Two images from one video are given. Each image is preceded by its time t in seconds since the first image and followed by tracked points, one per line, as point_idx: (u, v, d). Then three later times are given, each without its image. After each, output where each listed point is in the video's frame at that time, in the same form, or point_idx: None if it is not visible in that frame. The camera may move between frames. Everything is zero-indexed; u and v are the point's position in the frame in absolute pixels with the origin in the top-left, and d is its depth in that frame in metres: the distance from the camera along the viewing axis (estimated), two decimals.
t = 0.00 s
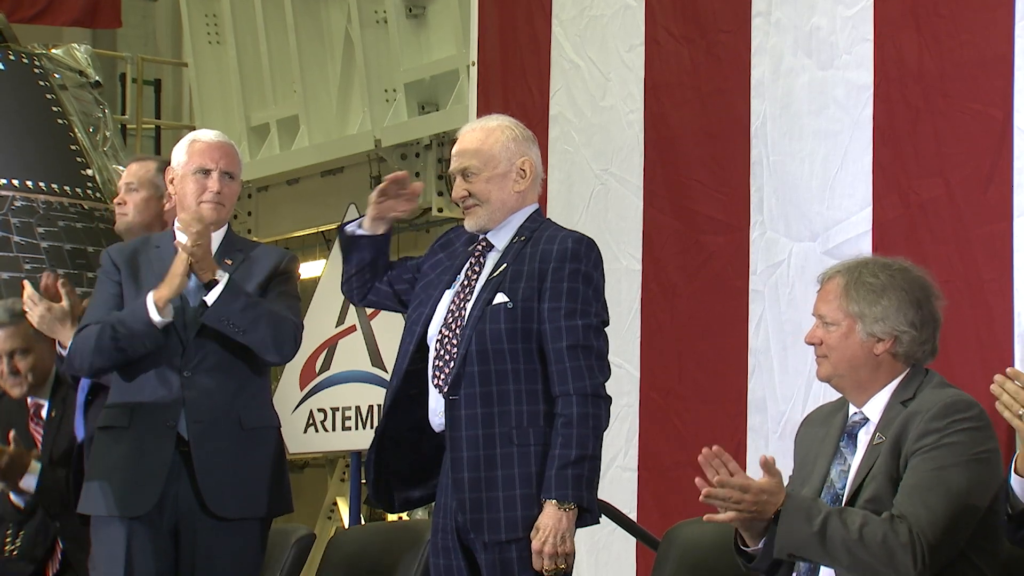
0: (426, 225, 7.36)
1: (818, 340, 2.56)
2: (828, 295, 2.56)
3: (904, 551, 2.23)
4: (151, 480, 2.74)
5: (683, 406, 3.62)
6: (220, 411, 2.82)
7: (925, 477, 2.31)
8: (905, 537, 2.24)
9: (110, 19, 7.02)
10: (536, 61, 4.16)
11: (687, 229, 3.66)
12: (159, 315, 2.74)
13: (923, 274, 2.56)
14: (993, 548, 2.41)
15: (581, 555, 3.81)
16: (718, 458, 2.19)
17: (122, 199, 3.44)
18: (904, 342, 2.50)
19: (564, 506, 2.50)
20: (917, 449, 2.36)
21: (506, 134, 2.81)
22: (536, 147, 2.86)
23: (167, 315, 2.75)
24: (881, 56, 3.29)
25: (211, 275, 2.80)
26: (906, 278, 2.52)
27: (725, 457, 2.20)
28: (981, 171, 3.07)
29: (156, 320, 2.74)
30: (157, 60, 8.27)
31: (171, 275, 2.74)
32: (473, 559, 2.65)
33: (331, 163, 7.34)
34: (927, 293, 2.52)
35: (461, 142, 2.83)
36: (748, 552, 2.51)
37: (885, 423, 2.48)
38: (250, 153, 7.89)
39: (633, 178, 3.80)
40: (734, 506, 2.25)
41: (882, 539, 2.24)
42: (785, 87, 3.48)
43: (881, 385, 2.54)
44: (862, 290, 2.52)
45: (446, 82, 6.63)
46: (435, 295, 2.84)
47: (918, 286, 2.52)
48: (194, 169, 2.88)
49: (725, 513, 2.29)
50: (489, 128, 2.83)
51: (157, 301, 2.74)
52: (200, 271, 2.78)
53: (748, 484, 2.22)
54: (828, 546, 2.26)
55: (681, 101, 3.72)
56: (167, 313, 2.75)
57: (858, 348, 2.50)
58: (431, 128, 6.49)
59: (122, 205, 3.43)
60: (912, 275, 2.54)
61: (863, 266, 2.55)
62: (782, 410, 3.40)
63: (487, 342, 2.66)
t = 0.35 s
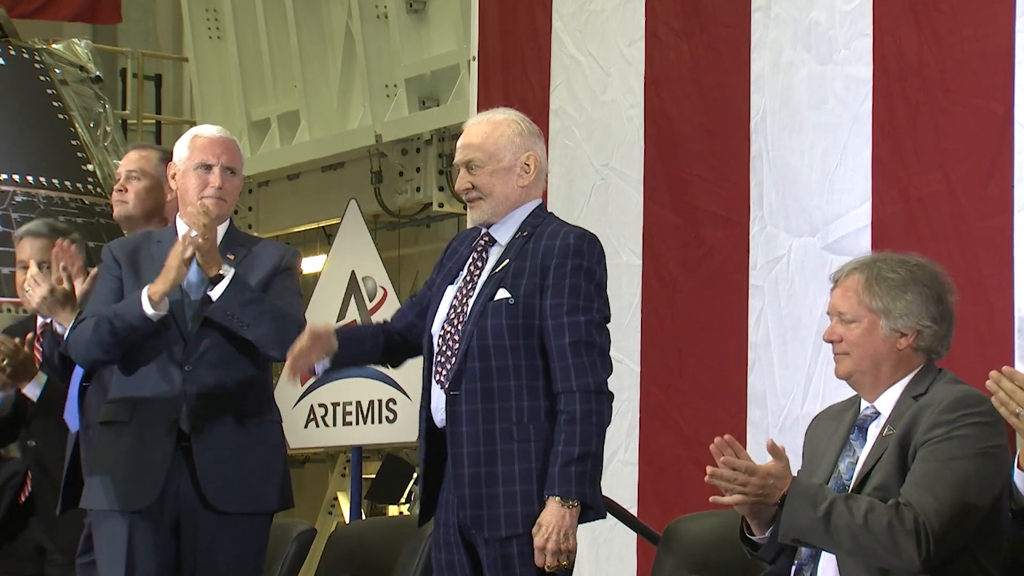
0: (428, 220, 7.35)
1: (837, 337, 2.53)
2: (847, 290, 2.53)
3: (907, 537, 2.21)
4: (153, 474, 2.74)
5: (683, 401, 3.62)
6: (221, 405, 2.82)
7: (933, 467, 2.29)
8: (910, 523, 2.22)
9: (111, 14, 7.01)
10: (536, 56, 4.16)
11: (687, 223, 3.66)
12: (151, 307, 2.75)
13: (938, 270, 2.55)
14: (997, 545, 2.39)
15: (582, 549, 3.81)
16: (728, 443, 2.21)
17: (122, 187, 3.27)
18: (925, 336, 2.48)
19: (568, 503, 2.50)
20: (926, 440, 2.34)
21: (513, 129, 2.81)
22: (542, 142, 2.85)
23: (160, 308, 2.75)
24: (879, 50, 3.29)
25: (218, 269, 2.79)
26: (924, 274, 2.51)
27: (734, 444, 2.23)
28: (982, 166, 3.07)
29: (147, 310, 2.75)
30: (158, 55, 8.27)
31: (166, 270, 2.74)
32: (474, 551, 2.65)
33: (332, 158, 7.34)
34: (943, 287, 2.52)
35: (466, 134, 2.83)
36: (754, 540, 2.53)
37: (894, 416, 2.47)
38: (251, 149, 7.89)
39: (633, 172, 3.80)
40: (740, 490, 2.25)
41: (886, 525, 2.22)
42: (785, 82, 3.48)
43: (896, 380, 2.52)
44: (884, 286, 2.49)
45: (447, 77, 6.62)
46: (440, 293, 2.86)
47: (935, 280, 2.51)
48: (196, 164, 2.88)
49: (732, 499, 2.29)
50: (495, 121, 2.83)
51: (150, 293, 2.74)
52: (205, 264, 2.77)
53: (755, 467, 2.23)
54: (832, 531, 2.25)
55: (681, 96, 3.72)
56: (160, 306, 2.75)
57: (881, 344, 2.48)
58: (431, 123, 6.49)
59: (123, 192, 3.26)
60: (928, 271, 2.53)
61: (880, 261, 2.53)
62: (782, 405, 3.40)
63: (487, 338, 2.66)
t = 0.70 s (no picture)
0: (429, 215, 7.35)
1: (788, 359, 2.35)
2: (784, 307, 2.35)
3: (882, 545, 2.12)
4: (156, 468, 2.74)
5: (684, 395, 3.62)
6: (222, 399, 2.83)
7: (900, 467, 2.19)
8: (883, 530, 2.13)
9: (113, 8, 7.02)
10: (536, 50, 4.16)
11: (687, 218, 3.66)
12: (149, 297, 2.76)
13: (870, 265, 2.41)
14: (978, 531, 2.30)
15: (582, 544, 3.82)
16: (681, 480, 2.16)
17: (130, 182, 3.25)
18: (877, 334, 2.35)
19: (575, 496, 2.50)
20: (890, 440, 2.24)
21: (522, 122, 2.82)
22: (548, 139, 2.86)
23: (157, 299, 2.76)
24: (879, 44, 3.29)
25: (223, 262, 2.79)
26: (850, 272, 2.37)
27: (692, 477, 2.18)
28: (983, 160, 3.06)
29: (145, 301, 2.76)
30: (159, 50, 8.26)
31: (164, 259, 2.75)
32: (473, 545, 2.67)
33: (333, 152, 7.34)
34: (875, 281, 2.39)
35: (472, 123, 2.84)
36: (734, 566, 2.40)
37: (855, 418, 2.35)
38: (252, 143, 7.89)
39: (634, 167, 3.80)
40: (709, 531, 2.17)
41: (858, 535, 2.13)
42: (785, 77, 3.48)
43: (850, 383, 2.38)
44: (823, 295, 2.33)
45: (448, 71, 6.62)
46: (437, 285, 2.89)
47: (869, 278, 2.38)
48: (196, 159, 2.88)
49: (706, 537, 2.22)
50: (506, 112, 2.84)
51: (146, 284, 2.76)
52: (211, 256, 2.77)
53: (716, 503, 2.15)
54: (805, 551, 2.16)
55: (681, 90, 3.72)
56: (158, 296, 2.76)
57: (840, 354, 2.33)
58: (433, 118, 6.49)
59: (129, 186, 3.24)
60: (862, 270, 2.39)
61: (811, 268, 2.37)
62: (782, 399, 3.40)
63: (486, 332, 2.66)
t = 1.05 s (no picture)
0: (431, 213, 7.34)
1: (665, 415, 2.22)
2: (646, 362, 2.21)
3: None
4: (156, 466, 2.74)
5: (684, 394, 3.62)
6: (223, 397, 2.83)
7: (801, 504, 2.13)
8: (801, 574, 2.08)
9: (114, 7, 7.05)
10: (536, 48, 4.16)
11: (688, 216, 3.66)
12: (143, 290, 2.75)
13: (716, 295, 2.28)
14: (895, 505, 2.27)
15: (582, 542, 3.82)
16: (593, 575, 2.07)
17: (144, 178, 3.21)
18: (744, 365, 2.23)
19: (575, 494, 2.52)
20: (784, 476, 2.16)
21: (536, 120, 2.85)
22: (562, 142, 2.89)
23: (152, 291, 2.76)
24: (879, 42, 3.29)
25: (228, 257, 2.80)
26: (702, 312, 2.23)
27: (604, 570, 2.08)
28: (983, 158, 3.06)
29: (139, 294, 2.75)
30: (161, 48, 8.27)
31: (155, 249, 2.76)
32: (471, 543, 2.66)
33: (335, 150, 7.34)
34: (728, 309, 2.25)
35: (487, 116, 2.88)
36: None
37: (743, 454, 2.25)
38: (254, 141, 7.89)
39: (635, 165, 3.80)
40: None
41: None
42: (785, 75, 3.47)
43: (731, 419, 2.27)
44: (682, 341, 2.19)
45: (449, 69, 6.61)
46: (438, 280, 2.91)
47: (718, 312, 2.24)
48: (196, 157, 2.88)
49: None
50: (523, 109, 2.87)
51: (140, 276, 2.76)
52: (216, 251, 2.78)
53: None
54: None
55: (682, 88, 3.72)
56: (153, 289, 2.76)
57: (717, 399, 2.20)
58: (435, 115, 6.49)
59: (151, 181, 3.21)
60: (708, 304, 2.25)
61: (661, 316, 2.24)
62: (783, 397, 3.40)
63: (485, 328, 2.67)
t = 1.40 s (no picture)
0: (433, 213, 7.33)
1: (603, 344, 2.31)
2: (594, 297, 2.30)
3: (773, 539, 2.13)
4: (157, 466, 2.74)
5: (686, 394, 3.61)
6: (225, 398, 2.83)
7: (757, 455, 2.16)
8: (768, 525, 2.13)
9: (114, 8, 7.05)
10: (538, 49, 4.17)
11: (689, 216, 3.65)
12: (144, 289, 2.77)
13: (675, 238, 2.32)
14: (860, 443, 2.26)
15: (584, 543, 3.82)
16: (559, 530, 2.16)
17: (156, 180, 3.38)
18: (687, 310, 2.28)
19: (581, 494, 2.51)
20: (741, 426, 2.19)
21: (527, 121, 2.86)
22: (558, 141, 2.88)
23: (151, 289, 2.77)
24: (880, 42, 3.29)
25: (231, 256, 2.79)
26: (657, 252, 2.29)
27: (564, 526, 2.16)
28: (983, 158, 3.06)
29: (140, 293, 2.77)
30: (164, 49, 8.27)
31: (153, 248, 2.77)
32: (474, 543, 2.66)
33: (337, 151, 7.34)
34: (686, 255, 2.30)
35: (485, 120, 2.90)
36: None
37: (701, 400, 2.29)
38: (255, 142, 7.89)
39: (637, 166, 3.80)
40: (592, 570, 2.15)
41: (744, 537, 2.13)
42: (786, 75, 3.47)
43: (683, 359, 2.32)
44: (625, 281, 2.26)
45: (451, 70, 6.61)
46: (446, 282, 2.92)
47: (672, 257, 2.29)
48: (197, 157, 2.89)
49: None
50: (515, 111, 2.88)
51: (141, 276, 2.77)
52: (218, 251, 2.77)
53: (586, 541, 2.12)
54: (705, 564, 2.17)
55: (684, 88, 3.72)
56: (152, 288, 2.77)
57: (646, 340, 2.27)
58: (436, 116, 6.48)
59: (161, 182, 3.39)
60: (663, 246, 2.30)
61: (616, 253, 2.31)
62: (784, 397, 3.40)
63: (488, 330, 2.67)
